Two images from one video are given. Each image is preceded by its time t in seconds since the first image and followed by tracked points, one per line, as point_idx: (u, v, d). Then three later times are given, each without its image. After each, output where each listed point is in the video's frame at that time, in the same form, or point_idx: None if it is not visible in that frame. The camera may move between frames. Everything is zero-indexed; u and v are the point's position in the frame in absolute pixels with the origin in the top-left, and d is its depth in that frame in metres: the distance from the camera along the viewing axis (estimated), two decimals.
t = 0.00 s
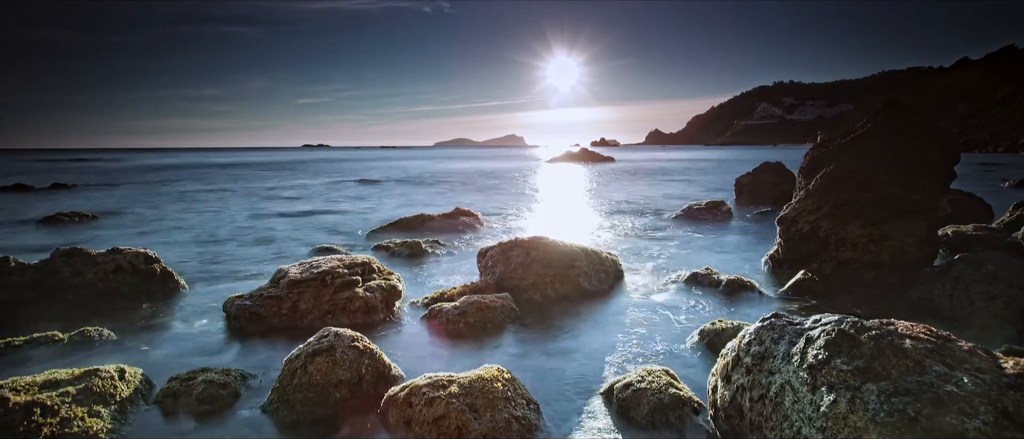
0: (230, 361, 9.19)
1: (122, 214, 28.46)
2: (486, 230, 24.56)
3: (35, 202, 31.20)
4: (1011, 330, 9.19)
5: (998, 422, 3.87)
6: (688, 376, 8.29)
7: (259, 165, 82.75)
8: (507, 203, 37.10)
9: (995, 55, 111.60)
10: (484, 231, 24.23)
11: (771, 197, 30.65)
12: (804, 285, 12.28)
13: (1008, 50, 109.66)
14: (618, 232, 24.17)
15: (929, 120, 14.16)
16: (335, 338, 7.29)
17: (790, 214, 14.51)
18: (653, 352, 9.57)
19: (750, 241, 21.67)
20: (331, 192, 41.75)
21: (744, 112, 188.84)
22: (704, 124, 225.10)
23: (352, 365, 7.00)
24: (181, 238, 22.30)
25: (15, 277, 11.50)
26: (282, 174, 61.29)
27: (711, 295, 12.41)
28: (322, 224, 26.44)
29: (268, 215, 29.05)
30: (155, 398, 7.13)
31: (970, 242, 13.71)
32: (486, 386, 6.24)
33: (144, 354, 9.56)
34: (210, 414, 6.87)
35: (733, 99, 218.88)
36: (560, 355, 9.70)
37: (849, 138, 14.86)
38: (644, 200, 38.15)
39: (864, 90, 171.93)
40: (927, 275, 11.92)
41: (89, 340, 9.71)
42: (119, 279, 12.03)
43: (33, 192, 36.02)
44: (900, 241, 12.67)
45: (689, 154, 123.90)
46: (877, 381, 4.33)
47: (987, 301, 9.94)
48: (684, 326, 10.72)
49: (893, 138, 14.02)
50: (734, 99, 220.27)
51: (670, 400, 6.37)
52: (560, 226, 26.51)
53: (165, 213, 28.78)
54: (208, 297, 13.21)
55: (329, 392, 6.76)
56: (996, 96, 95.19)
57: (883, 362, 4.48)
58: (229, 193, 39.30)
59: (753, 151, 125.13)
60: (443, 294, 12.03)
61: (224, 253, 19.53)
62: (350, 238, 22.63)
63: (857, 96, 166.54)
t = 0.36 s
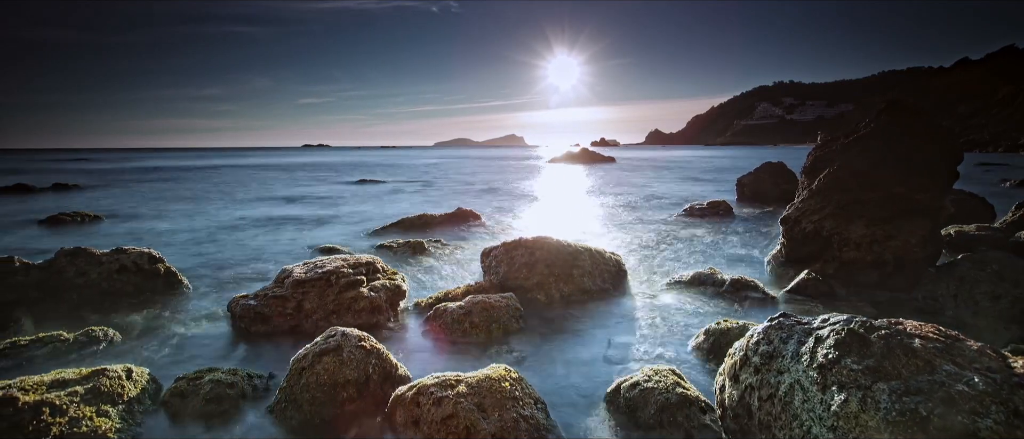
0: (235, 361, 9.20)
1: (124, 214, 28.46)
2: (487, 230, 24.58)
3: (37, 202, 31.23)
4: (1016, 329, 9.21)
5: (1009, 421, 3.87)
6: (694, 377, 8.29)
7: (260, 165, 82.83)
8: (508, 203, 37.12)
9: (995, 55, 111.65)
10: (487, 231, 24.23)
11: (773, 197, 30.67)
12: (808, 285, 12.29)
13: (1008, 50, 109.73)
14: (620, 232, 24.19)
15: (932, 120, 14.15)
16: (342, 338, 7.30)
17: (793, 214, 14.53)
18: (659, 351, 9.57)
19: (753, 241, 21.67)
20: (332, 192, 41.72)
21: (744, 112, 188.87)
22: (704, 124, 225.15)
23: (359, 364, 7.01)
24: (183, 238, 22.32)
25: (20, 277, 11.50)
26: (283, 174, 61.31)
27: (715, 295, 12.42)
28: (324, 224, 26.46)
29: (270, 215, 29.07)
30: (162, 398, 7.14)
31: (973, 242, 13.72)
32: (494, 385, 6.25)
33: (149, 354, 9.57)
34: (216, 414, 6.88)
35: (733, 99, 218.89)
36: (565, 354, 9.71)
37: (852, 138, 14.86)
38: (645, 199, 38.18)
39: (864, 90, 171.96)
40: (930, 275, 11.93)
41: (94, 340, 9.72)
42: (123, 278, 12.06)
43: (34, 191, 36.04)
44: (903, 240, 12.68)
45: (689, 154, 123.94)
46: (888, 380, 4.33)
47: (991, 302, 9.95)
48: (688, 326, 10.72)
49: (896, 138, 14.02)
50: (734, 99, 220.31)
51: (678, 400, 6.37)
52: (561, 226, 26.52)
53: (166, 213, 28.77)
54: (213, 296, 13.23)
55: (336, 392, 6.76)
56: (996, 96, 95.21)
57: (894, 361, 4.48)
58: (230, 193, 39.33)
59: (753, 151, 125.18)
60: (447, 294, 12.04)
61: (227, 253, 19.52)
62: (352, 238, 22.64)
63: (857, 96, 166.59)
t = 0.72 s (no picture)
0: (240, 360, 9.20)
1: (125, 214, 28.43)
2: (490, 229, 24.58)
3: (38, 201, 31.20)
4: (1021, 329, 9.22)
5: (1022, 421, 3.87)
6: (700, 376, 8.30)
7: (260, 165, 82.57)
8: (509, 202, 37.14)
9: (996, 55, 111.62)
10: (489, 230, 24.25)
11: (774, 197, 30.71)
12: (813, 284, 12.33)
13: (1009, 50, 109.62)
14: (622, 232, 24.21)
15: (936, 119, 14.15)
16: (349, 337, 7.30)
17: (796, 213, 14.55)
18: (664, 350, 9.59)
19: (754, 241, 21.71)
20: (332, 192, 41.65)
21: (744, 112, 188.81)
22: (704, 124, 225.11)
23: (366, 364, 7.02)
24: (186, 237, 22.32)
25: (23, 277, 11.50)
26: (284, 174, 61.27)
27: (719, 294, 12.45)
28: (326, 224, 26.47)
29: (272, 215, 29.05)
30: (169, 397, 7.16)
31: (976, 242, 13.75)
32: (501, 385, 6.26)
33: (154, 353, 9.57)
34: (224, 414, 6.88)
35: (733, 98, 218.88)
36: (570, 353, 9.71)
37: (855, 138, 14.89)
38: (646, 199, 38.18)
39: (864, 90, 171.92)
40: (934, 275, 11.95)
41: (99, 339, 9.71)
42: (127, 278, 12.08)
43: (35, 191, 35.99)
44: (907, 240, 12.70)
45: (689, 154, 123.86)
46: (899, 379, 4.35)
47: (996, 301, 9.97)
48: (694, 326, 10.73)
49: (899, 138, 14.04)
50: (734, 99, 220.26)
51: (684, 399, 6.38)
52: (563, 226, 26.55)
53: (168, 213, 28.72)
54: (216, 295, 13.23)
55: (344, 392, 6.77)
56: (996, 96, 95.15)
57: (903, 360, 4.50)
58: (231, 192, 39.29)
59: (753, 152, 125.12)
60: (451, 294, 12.05)
61: (230, 253, 19.50)
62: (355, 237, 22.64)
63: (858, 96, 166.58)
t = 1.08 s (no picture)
0: (246, 359, 9.20)
1: (127, 213, 28.40)
2: (491, 229, 24.61)
3: (40, 200, 31.18)
4: None
5: None
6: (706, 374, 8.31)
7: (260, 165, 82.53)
8: (511, 202, 37.17)
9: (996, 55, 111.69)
10: (491, 230, 24.26)
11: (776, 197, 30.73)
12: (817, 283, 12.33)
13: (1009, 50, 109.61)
14: (624, 232, 24.22)
15: (938, 119, 14.16)
16: (356, 337, 7.31)
17: (800, 213, 14.56)
18: (668, 350, 9.60)
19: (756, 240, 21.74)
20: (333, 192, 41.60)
21: (744, 112, 188.85)
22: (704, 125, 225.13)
23: (373, 364, 7.03)
24: (188, 237, 22.31)
25: (28, 277, 11.49)
26: (284, 174, 61.28)
27: (723, 293, 12.47)
28: (328, 223, 26.47)
29: (273, 215, 29.05)
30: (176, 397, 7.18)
31: (978, 242, 13.77)
32: (509, 385, 6.29)
33: (158, 353, 9.56)
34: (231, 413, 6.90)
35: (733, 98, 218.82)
36: (575, 352, 9.72)
37: (858, 138, 14.90)
38: (647, 199, 38.19)
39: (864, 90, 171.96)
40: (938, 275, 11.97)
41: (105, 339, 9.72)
42: (131, 278, 12.10)
43: (36, 191, 35.96)
44: (910, 240, 12.71)
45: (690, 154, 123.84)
46: (909, 379, 4.36)
47: (1001, 301, 9.97)
48: (698, 325, 10.74)
49: (902, 138, 14.05)
50: (735, 98, 220.33)
51: (691, 399, 6.43)
52: (565, 226, 26.58)
53: (169, 213, 28.68)
54: (220, 295, 13.24)
55: (351, 391, 6.78)
56: (996, 97, 95.17)
57: (913, 360, 4.51)
58: (232, 192, 39.28)
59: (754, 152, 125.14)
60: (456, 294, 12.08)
61: (232, 252, 19.48)
62: (357, 237, 22.64)
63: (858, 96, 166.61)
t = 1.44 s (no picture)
0: (250, 359, 9.20)
1: (129, 214, 28.42)
2: (493, 229, 24.64)
3: (42, 201, 31.21)
4: None
5: None
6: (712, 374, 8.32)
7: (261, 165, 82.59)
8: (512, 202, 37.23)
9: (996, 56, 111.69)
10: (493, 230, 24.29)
11: (777, 197, 30.75)
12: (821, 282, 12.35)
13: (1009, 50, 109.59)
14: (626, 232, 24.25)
15: (941, 120, 14.15)
16: (363, 336, 7.33)
17: (803, 213, 14.59)
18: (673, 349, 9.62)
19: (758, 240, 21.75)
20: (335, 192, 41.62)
21: (744, 112, 188.89)
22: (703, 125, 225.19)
23: (381, 363, 7.03)
24: (190, 237, 22.32)
25: (33, 276, 11.50)
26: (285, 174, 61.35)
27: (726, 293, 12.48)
28: (329, 223, 26.49)
29: (275, 215, 29.07)
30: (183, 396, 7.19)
31: (981, 242, 13.78)
32: (517, 384, 6.30)
33: (163, 353, 9.57)
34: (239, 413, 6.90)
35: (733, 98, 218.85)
36: (580, 352, 9.74)
37: (861, 138, 14.90)
38: (648, 199, 38.24)
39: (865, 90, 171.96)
40: (941, 275, 11.98)
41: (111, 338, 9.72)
42: (135, 277, 12.10)
43: (38, 191, 36.01)
44: (913, 240, 12.73)
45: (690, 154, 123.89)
46: (920, 378, 4.36)
47: (1005, 301, 9.99)
48: (703, 324, 10.75)
49: (904, 138, 14.05)
50: (735, 98, 220.36)
51: (699, 398, 6.39)
52: (567, 226, 26.60)
53: (171, 213, 28.70)
54: (224, 295, 13.24)
55: (358, 390, 6.77)
56: (996, 97, 95.18)
57: (923, 359, 4.52)
58: (234, 192, 39.32)
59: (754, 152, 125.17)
60: (461, 294, 12.09)
61: (235, 252, 19.50)
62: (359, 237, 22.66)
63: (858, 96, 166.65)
